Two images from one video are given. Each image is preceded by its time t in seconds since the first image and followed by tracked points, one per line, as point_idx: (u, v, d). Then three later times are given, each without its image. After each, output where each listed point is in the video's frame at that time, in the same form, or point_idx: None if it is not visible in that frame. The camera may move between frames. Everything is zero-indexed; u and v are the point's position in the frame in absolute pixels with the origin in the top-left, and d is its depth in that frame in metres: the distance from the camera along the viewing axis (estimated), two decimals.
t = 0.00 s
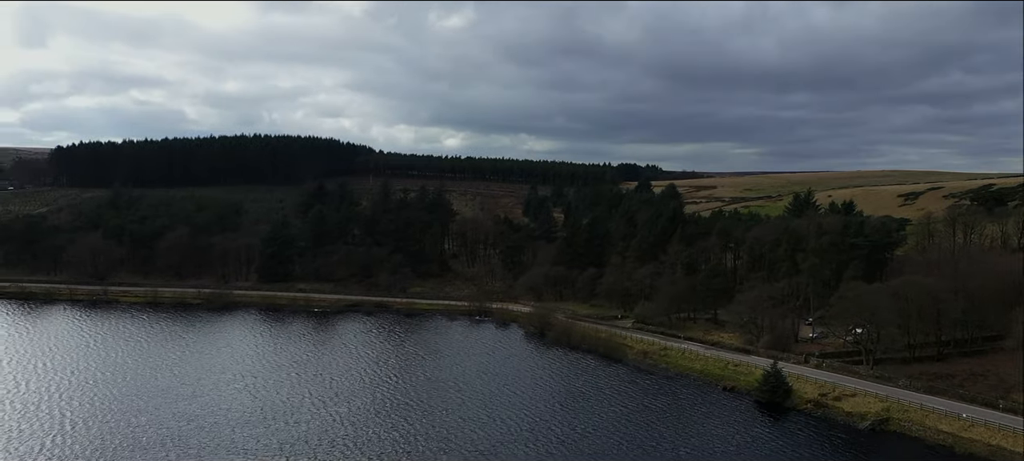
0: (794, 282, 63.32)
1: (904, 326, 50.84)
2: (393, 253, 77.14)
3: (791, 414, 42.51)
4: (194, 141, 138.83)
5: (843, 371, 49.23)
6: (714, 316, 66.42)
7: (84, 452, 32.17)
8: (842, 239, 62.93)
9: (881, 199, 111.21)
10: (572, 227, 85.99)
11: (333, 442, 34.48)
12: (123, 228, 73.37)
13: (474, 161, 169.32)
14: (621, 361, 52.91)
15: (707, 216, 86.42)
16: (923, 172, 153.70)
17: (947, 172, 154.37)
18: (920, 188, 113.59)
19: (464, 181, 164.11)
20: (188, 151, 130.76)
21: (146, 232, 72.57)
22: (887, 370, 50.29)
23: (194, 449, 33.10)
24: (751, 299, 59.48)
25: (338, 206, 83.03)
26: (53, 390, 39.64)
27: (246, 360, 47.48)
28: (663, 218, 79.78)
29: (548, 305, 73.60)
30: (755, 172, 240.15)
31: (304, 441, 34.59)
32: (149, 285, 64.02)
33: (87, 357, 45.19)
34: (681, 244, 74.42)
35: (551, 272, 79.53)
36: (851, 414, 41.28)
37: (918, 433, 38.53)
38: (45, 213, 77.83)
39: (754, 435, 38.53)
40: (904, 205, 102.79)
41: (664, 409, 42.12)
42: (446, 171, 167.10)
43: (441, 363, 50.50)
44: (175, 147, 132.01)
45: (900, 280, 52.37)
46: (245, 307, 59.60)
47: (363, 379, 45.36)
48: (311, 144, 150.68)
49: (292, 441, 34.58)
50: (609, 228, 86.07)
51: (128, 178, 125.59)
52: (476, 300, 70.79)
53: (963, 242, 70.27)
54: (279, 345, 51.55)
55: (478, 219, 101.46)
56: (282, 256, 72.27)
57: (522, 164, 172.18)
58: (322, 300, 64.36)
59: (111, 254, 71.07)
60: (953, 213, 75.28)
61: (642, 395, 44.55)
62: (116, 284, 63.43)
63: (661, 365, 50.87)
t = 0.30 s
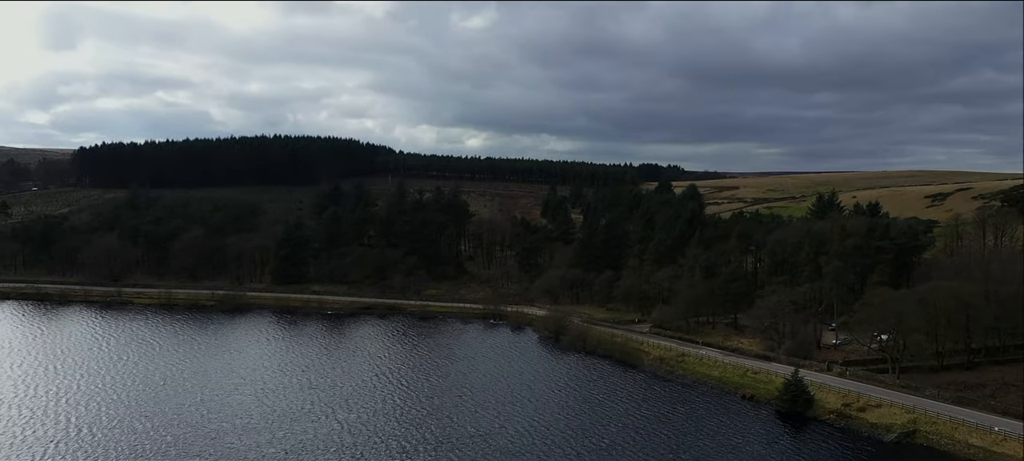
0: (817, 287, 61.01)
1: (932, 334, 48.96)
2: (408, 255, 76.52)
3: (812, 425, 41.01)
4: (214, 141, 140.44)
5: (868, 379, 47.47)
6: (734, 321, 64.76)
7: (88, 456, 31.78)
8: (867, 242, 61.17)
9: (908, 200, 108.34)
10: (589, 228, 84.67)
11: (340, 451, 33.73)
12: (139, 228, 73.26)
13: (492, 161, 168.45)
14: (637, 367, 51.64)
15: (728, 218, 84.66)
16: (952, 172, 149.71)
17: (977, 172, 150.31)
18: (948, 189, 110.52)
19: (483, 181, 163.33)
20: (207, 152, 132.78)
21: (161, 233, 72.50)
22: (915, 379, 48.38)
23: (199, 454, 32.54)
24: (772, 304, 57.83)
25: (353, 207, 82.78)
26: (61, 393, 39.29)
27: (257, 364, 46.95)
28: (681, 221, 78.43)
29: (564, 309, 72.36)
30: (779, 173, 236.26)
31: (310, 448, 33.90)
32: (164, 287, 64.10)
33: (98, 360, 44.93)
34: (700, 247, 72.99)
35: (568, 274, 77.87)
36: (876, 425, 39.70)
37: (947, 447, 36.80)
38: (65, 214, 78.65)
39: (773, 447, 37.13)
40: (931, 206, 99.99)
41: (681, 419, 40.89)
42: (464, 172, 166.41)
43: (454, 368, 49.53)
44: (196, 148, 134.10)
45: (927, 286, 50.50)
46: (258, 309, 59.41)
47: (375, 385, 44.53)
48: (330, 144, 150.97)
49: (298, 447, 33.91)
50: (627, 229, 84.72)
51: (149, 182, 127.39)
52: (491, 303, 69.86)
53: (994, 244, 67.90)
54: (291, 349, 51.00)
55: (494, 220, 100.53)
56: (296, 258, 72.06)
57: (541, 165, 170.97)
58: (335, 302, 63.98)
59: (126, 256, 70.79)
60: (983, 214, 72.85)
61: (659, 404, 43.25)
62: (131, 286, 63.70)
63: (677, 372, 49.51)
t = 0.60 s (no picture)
0: (838, 293, 58.80)
1: (957, 342, 47.22)
2: (420, 257, 75.91)
3: (832, 438, 39.53)
4: (232, 142, 141.33)
5: (890, 389, 45.73)
6: (751, 327, 63.26)
7: None
8: (890, 246, 59.44)
9: (932, 201, 105.77)
10: (604, 229, 83.49)
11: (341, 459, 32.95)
12: (150, 228, 71.93)
13: (508, 161, 167.09)
14: (650, 375, 50.35)
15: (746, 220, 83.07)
16: (979, 173, 146.15)
17: (1004, 173, 146.59)
18: (974, 190, 107.72)
19: (499, 182, 162.58)
20: (225, 152, 133.48)
21: (174, 233, 71.49)
22: (939, 389, 46.54)
23: None
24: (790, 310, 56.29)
25: (366, 208, 82.50)
26: (65, 399, 38.97)
27: (264, 369, 46.31)
28: (697, 223, 77.16)
29: (577, 312, 71.15)
30: (800, 173, 232.74)
31: (312, 456, 33.14)
32: (175, 288, 64.14)
33: (105, 365, 44.67)
34: (716, 250, 71.52)
35: (582, 276, 76.72)
36: (899, 438, 38.00)
37: None
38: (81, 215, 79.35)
39: None
40: (956, 207, 97.55)
41: (694, 429, 39.58)
42: (481, 172, 165.76)
43: (464, 373, 48.65)
44: (213, 148, 135.04)
45: (953, 292, 48.72)
46: (268, 312, 59.14)
47: (382, 390, 43.57)
48: (347, 145, 151.18)
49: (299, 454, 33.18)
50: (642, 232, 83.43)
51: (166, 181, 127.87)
52: (503, 306, 68.92)
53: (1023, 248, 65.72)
54: (300, 354, 50.33)
55: (509, 221, 99.76)
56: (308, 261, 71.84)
57: (558, 165, 169.80)
58: (346, 305, 63.56)
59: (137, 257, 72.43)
60: (1011, 217, 70.63)
61: (673, 414, 41.91)
62: (143, 288, 63.84)
63: (691, 380, 48.25)
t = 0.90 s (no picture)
0: (859, 298, 57.18)
1: (983, 352, 45.44)
2: (431, 260, 75.27)
3: (850, 451, 38.03)
4: (248, 143, 142.16)
5: (912, 400, 44.04)
6: (767, 333, 61.68)
7: None
8: (912, 250, 57.79)
9: (956, 202, 103.20)
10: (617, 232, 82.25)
11: None
12: (161, 232, 73.86)
13: (523, 161, 165.88)
14: (663, 383, 49.04)
15: (763, 223, 81.44)
16: (1004, 173, 142.67)
17: None
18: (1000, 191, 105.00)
19: (514, 182, 161.54)
20: (241, 154, 134.32)
21: (183, 237, 73.05)
22: (965, 401, 44.70)
23: None
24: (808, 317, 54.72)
25: (378, 210, 81.99)
26: (69, 400, 38.33)
27: (271, 373, 45.47)
28: (713, 226, 75.80)
29: (589, 317, 70.01)
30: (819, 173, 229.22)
31: None
32: (184, 291, 64.00)
33: (113, 367, 44.17)
34: (732, 254, 70.03)
35: (594, 280, 75.40)
36: (922, 453, 36.37)
37: None
38: (94, 217, 79.83)
39: None
40: (981, 209, 95.05)
41: (707, 441, 38.24)
42: (495, 173, 164.82)
43: (473, 381, 47.68)
44: (229, 149, 135.87)
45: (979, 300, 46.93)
46: (277, 315, 58.72)
47: (391, 398, 42.48)
48: (361, 145, 151.15)
49: None
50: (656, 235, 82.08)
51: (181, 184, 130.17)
52: (513, 310, 67.99)
53: None
54: (309, 358, 49.57)
55: (522, 223, 98.83)
56: (317, 263, 71.41)
57: (574, 165, 168.40)
58: (355, 308, 63.00)
59: (148, 260, 71.17)
60: None
61: (687, 426, 40.61)
62: (152, 290, 63.91)
63: (704, 389, 46.92)
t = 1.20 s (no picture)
0: (879, 305, 55.55)
1: (1011, 362, 43.70)
2: (442, 263, 74.58)
3: None
4: (264, 144, 142.85)
5: (936, 412, 42.42)
6: (784, 339, 60.19)
7: None
8: (935, 256, 56.10)
9: (981, 204, 100.56)
10: (631, 234, 81.04)
11: None
12: (172, 234, 73.88)
13: (538, 161, 164.55)
14: (675, 391, 47.83)
15: (780, 226, 79.78)
16: None
17: None
18: None
19: (530, 183, 160.43)
20: (257, 156, 134.50)
21: (194, 239, 73.13)
22: (991, 413, 42.95)
23: None
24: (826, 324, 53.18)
25: (389, 212, 81.63)
26: (70, 406, 38.07)
27: (276, 379, 44.91)
28: (729, 229, 74.51)
29: (602, 321, 68.88)
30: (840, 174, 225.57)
31: None
32: (193, 293, 63.90)
33: (118, 373, 43.95)
34: (749, 259, 68.58)
35: (607, 284, 74.24)
36: None
37: None
38: (108, 218, 80.30)
39: None
40: (1007, 211, 92.52)
41: (721, 454, 36.95)
42: (512, 173, 163.55)
43: (483, 387, 46.80)
44: (244, 149, 136.55)
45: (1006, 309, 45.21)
46: (286, 319, 58.36)
47: (396, 407, 41.64)
48: (376, 146, 151.02)
49: None
50: (671, 238, 80.73)
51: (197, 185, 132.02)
52: (524, 314, 67.07)
53: None
54: (316, 363, 48.98)
55: (536, 225, 97.89)
56: (328, 266, 71.05)
57: (590, 166, 166.89)
58: (364, 312, 62.52)
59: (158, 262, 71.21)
60: None
61: (700, 437, 39.42)
62: (163, 292, 63.85)
63: (718, 398, 45.70)
